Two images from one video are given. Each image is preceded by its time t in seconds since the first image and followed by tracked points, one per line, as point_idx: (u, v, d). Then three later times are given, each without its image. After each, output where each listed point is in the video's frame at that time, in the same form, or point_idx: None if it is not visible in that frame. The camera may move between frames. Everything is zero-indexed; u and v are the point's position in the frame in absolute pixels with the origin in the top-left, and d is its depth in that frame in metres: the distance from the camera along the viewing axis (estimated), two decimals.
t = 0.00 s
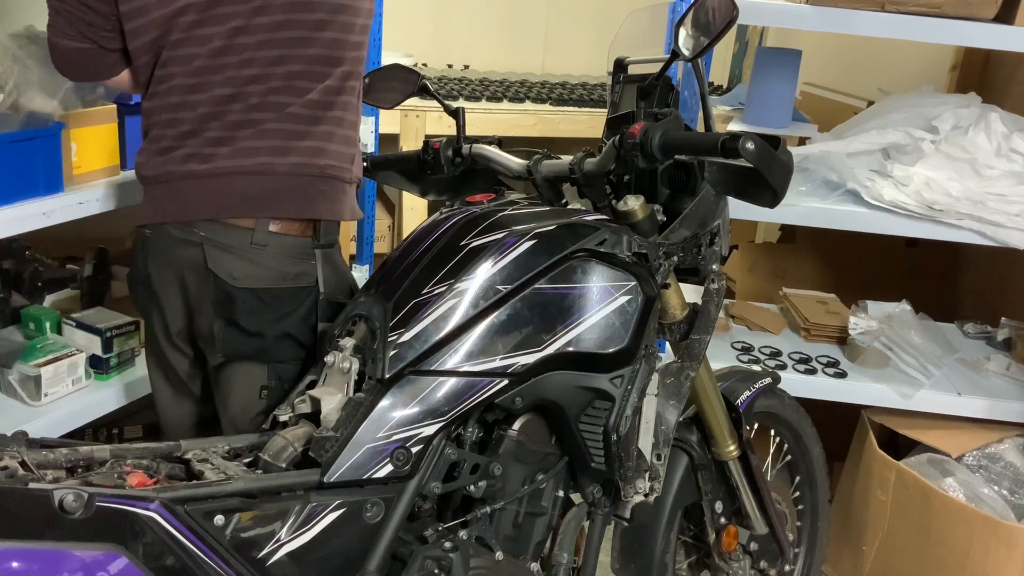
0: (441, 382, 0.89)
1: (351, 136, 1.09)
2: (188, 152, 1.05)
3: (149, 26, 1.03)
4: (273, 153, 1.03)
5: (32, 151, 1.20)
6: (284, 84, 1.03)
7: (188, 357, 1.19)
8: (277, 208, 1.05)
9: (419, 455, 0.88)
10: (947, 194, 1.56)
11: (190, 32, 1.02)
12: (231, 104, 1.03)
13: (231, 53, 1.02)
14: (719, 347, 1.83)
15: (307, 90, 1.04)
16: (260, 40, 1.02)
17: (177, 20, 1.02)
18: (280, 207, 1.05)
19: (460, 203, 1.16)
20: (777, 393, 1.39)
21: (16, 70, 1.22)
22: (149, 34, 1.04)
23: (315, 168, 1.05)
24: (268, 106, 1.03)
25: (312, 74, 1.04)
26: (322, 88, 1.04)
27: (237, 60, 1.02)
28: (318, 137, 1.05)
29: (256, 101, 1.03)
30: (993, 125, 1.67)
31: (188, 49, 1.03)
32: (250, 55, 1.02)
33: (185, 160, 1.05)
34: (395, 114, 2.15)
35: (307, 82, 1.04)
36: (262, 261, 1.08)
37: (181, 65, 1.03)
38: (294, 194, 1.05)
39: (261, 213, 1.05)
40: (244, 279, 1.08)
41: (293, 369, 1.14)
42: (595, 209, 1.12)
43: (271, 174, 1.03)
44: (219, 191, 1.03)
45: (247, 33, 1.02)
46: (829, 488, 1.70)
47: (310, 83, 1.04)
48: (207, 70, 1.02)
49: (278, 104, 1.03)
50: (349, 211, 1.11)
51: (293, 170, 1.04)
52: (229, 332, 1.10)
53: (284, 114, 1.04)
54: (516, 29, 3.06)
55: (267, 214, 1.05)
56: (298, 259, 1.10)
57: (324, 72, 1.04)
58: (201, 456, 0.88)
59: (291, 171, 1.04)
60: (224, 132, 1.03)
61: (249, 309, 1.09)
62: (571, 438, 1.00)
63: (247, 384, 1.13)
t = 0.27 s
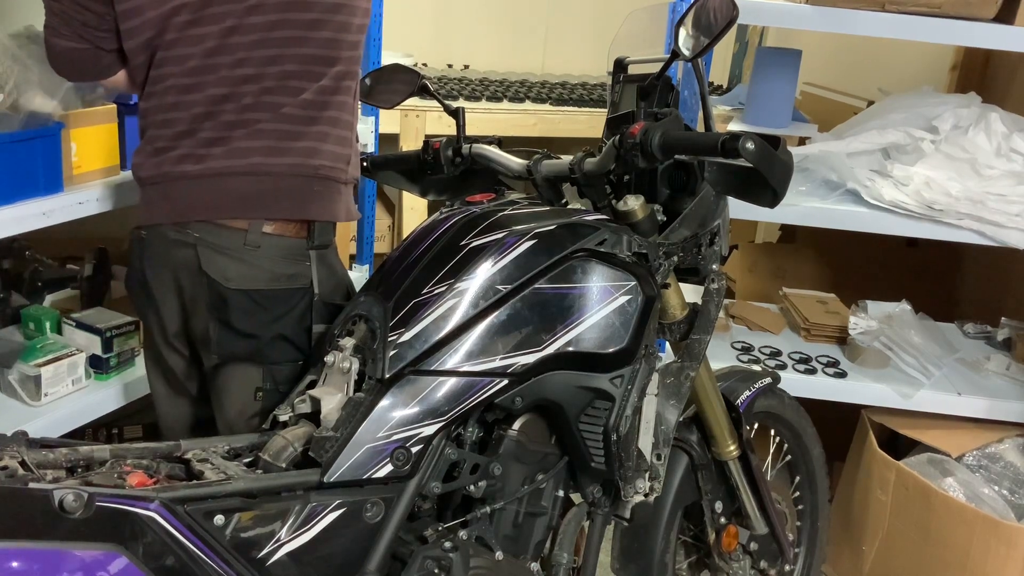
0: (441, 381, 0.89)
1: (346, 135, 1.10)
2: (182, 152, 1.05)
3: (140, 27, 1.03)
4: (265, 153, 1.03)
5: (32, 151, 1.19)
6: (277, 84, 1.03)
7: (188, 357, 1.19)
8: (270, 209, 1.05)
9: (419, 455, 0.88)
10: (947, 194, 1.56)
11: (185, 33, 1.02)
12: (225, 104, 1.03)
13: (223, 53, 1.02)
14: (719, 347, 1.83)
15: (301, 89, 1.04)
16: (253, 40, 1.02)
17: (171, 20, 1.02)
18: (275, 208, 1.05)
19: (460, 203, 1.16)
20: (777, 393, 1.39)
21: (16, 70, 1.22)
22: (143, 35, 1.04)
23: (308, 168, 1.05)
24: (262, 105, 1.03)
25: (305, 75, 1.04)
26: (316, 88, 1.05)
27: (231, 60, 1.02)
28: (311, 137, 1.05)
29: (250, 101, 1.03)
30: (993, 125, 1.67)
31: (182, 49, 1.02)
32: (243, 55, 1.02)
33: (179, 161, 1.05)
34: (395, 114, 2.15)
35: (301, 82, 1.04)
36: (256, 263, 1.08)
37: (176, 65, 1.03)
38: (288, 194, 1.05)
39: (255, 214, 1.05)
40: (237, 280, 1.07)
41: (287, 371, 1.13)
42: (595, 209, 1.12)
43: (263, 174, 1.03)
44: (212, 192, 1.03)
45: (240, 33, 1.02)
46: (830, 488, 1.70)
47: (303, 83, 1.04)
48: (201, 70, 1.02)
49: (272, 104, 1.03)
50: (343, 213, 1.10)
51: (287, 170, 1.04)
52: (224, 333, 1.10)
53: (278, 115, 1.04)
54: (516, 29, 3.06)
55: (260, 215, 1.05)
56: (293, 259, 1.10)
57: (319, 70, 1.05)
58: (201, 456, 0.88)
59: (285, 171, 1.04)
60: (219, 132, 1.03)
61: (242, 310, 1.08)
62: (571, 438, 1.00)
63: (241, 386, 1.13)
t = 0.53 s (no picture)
0: (441, 382, 0.89)
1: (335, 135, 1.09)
2: (173, 151, 1.05)
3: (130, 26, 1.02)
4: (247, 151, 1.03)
5: (32, 151, 1.19)
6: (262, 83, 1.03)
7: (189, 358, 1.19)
8: (253, 208, 1.05)
9: (419, 456, 0.88)
10: (947, 195, 1.56)
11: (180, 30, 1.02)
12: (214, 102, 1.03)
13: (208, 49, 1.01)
14: (719, 347, 1.83)
15: (287, 88, 1.04)
16: (241, 38, 1.02)
17: (164, 19, 1.02)
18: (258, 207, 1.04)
19: (460, 203, 1.16)
20: (777, 393, 1.39)
21: (16, 71, 1.23)
22: (140, 31, 1.04)
23: (294, 168, 1.05)
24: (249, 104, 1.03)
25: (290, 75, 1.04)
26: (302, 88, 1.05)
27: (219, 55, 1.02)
28: (293, 136, 1.05)
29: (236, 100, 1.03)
30: (993, 125, 1.68)
31: (174, 48, 1.03)
32: (231, 51, 1.02)
33: (169, 160, 1.05)
34: (395, 114, 2.15)
35: (288, 80, 1.04)
36: (241, 264, 1.07)
37: (170, 65, 1.04)
38: (274, 194, 1.05)
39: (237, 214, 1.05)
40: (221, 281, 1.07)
41: (276, 372, 1.12)
42: (595, 209, 1.12)
43: (245, 173, 1.03)
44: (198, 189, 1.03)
45: (227, 32, 1.02)
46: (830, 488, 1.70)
47: (290, 82, 1.04)
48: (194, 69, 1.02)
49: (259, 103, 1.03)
50: (331, 215, 1.10)
51: (270, 168, 1.04)
52: (212, 335, 1.09)
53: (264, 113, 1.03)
54: (516, 30, 3.06)
55: (243, 214, 1.04)
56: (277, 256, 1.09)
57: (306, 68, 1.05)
58: (201, 457, 0.88)
59: (270, 171, 1.04)
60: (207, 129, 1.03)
61: (226, 310, 1.08)
62: (571, 438, 1.00)
63: (226, 387, 1.12)
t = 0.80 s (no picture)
0: (441, 381, 0.90)
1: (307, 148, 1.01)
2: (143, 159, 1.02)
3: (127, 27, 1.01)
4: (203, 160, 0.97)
5: (32, 150, 1.20)
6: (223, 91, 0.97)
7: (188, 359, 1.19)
8: (207, 220, 0.98)
9: (419, 455, 0.88)
10: (947, 194, 1.56)
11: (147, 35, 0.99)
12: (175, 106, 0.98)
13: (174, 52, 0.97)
14: (719, 346, 1.83)
15: (246, 98, 0.97)
16: (200, 45, 0.96)
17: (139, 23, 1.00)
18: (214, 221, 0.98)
19: (460, 203, 1.16)
20: (777, 393, 1.39)
21: (15, 70, 1.21)
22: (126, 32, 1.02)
23: (247, 183, 0.98)
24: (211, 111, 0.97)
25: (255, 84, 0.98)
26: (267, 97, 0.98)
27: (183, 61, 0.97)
28: (246, 148, 0.98)
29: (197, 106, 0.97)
30: (993, 125, 1.68)
31: (147, 52, 1.00)
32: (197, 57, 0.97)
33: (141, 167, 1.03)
34: (395, 114, 2.15)
35: (249, 89, 0.98)
36: (193, 271, 1.00)
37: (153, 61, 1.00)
38: (234, 210, 0.98)
39: (192, 224, 0.98)
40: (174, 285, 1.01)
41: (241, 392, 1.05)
42: (595, 209, 1.12)
43: (196, 182, 0.97)
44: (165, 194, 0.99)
45: (188, 38, 0.97)
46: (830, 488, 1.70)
47: (253, 91, 0.98)
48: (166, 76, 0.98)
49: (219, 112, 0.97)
50: (292, 232, 1.01)
51: (226, 179, 0.97)
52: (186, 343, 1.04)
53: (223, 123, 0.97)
54: (516, 29, 3.06)
55: (191, 226, 0.98)
56: (236, 269, 1.01)
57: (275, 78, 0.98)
58: (201, 456, 0.88)
59: (233, 184, 0.97)
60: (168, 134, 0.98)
61: (184, 316, 1.02)
62: (571, 438, 1.00)
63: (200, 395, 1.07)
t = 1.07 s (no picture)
0: (441, 381, 0.90)
1: (252, 190, 0.89)
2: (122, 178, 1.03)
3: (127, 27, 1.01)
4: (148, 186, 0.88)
5: (32, 150, 1.20)
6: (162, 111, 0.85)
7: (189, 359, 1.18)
8: (147, 248, 0.90)
9: (419, 455, 0.88)
10: (947, 194, 1.56)
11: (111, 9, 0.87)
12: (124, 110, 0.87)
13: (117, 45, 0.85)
14: (719, 346, 1.83)
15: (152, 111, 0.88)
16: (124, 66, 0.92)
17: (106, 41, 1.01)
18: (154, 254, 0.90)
19: (460, 203, 1.16)
20: (777, 393, 1.39)
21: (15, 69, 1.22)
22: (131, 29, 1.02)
23: (182, 227, 0.88)
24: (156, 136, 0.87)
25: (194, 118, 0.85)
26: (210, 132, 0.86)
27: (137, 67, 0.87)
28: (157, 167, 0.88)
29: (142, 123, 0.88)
30: (993, 125, 1.67)
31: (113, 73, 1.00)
32: (140, 78, 0.86)
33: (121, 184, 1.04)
34: (395, 114, 2.15)
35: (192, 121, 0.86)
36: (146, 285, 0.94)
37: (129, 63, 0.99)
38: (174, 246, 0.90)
39: (139, 247, 0.92)
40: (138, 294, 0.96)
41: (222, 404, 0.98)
42: (596, 209, 1.12)
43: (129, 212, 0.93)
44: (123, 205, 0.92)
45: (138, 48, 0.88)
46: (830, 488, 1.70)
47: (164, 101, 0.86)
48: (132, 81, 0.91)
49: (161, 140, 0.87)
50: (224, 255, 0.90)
51: (161, 217, 0.88)
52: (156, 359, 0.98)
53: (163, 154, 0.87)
54: (516, 29, 3.05)
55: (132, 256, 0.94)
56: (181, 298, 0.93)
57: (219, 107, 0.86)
58: (201, 456, 0.88)
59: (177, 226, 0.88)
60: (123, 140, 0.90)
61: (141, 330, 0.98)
62: (571, 438, 1.00)
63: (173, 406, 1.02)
